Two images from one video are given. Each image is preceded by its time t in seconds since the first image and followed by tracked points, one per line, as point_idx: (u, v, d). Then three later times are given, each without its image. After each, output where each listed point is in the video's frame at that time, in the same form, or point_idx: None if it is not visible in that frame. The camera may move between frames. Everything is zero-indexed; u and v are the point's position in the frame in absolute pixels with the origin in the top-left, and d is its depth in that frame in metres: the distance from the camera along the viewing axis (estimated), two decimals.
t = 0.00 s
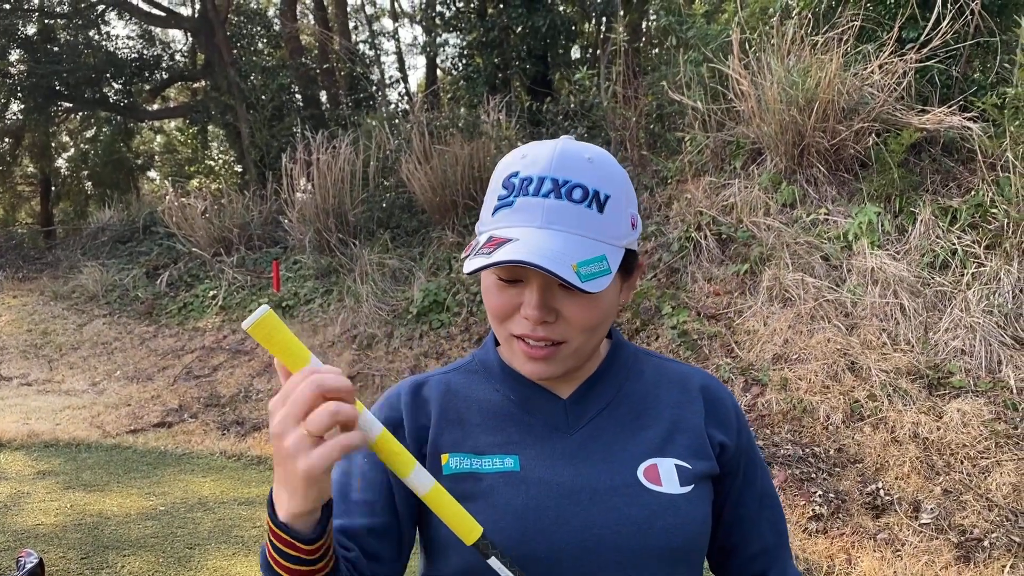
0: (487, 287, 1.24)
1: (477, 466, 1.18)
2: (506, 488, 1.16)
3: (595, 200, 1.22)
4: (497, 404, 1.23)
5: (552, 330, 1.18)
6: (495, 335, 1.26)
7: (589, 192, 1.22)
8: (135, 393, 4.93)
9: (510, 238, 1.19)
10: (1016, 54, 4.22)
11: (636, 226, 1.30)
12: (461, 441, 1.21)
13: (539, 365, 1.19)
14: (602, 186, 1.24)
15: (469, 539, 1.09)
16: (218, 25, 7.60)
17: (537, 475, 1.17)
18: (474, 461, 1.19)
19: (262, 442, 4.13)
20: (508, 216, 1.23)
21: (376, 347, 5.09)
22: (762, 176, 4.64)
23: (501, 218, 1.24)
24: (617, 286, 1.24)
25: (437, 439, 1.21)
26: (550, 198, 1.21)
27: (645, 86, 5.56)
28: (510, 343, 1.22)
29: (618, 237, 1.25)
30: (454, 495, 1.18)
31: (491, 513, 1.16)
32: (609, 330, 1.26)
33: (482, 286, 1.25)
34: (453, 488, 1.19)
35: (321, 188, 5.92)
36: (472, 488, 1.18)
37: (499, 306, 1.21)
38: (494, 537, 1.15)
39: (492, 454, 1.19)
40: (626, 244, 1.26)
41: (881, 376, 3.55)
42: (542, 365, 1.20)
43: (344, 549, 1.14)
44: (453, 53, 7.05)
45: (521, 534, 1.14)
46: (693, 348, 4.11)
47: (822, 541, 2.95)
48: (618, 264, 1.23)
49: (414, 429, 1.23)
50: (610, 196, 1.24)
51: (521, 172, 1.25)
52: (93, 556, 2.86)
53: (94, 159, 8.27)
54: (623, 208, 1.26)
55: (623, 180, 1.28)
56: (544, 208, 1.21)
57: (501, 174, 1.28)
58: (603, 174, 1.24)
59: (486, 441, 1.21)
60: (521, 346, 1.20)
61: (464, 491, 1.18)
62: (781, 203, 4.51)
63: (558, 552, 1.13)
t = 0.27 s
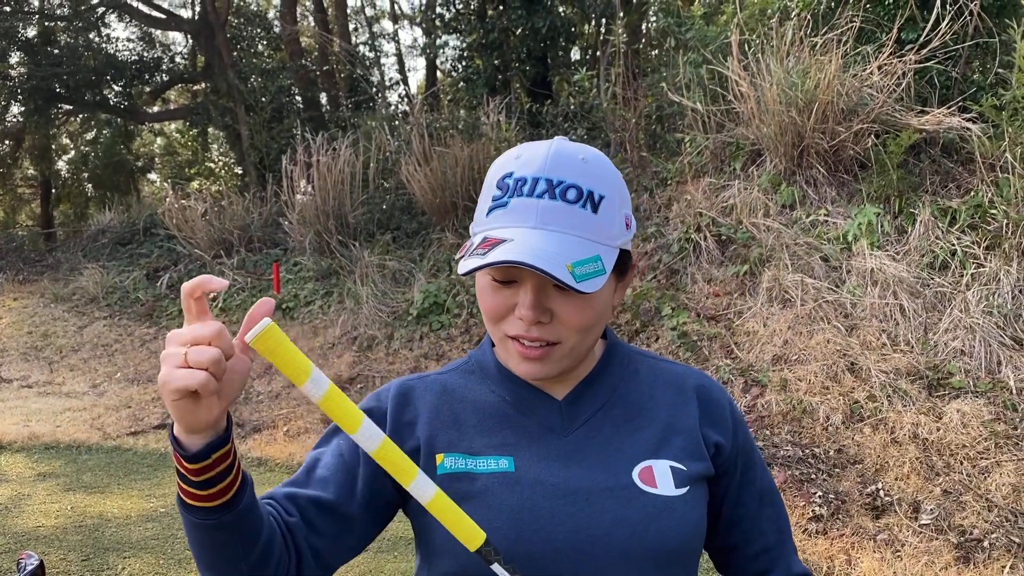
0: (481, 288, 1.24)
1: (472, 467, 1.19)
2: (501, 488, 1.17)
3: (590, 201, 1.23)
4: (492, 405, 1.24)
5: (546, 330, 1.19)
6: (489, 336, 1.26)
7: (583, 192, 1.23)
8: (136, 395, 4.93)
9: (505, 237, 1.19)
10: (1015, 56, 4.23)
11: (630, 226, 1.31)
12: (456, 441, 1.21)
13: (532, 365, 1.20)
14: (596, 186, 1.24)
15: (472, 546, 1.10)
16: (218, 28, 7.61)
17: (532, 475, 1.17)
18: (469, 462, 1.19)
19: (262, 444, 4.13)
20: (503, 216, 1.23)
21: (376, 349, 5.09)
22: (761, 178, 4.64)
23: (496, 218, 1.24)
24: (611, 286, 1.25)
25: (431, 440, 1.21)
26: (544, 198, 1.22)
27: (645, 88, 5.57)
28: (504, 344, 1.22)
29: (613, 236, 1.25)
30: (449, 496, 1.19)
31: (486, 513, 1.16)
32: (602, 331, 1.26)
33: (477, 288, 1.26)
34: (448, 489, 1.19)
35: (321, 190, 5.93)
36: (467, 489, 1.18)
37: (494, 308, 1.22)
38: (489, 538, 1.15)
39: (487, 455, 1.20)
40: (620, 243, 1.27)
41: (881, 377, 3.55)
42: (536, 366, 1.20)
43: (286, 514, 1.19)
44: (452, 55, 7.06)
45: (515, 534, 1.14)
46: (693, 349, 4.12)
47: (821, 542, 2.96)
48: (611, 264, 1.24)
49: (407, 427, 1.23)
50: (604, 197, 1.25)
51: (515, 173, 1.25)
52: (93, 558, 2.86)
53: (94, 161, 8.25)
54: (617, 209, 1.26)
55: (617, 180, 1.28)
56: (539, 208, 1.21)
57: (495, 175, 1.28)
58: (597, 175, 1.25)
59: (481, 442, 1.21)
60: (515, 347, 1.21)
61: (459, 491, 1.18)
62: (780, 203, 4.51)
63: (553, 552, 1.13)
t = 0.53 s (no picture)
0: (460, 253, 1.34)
1: (461, 476, 1.19)
2: (489, 498, 1.17)
3: (556, 163, 1.28)
4: (482, 413, 1.25)
5: (490, 278, 1.21)
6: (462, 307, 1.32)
7: (553, 157, 1.29)
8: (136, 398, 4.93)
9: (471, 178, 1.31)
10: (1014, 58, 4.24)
11: (607, 212, 1.30)
12: (446, 449, 1.22)
13: (480, 322, 1.22)
14: (569, 157, 1.29)
15: None
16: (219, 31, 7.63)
17: (521, 485, 1.17)
18: (458, 471, 1.20)
19: (263, 447, 4.13)
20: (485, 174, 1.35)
21: (377, 352, 5.10)
22: (761, 180, 4.65)
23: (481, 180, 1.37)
24: (570, 255, 1.25)
25: (421, 448, 1.22)
26: (515, 156, 1.31)
27: (645, 90, 5.58)
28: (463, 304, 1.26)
29: (576, 204, 1.26)
30: (438, 505, 1.19)
31: (474, 523, 1.16)
32: (562, 305, 1.25)
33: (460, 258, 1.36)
34: (437, 498, 1.19)
35: (322, 193, 5.95)
36: (456, 498, 1.18)
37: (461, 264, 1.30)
38: (475, 548, 1.15)
39: (476, 465, 1.20)
40: (583, 214, 1.26)
41: (881, 380, 3.56)
42: (482, 319, 1.21)
43: (269, 519, 1.20)
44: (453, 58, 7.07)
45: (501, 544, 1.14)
46: (693, 351, 4.13)
47: (821, 545, 2.96)
48: (564, 224, 1.23)
49: (398, 435, 1.25)
50: (574, 166, 1.28)
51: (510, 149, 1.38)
52: (93, 561, 2.87)
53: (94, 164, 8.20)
54: (587, 181, 1.28)
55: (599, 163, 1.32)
56: (508, 162, 1.30)
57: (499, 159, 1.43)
58: (574, 150, 1.30)
59: (471, 451, 1.22)
60: (467, 302, 1.24)
61: (448, 501, 1.19)
62: (780, 206, 4.52)
63: (541, 563, 1.13)
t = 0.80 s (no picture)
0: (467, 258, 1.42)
1: (446, 475, 1.21)
2: (471, 499, 1.18)
3: (534, 160, 1.30)
4: (476, 415, 1.26)
5: (462, 270, 1.28)
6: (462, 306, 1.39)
7: (534, 155, 1.32)
8: (137, 402, 4.94)
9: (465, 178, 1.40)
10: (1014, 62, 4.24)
11: (585, 208, 1.28)
12: (435, 448, 1.24)
13: (455, 314, 1.27)
14: (550, 155, 1.31)
15: None
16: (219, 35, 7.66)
17: (503, 488, 1.18)
18: (443, 469, 1.21)
19: (264, 450, 4.13)
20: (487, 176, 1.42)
21: (377, 355, 5.11)
22: (761, 183, 4.65)
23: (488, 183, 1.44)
24: (541, 249, 1.26)
25: (410, 445, 1.24)
26: (505, 156, 1.36)
27: (645, 94, 5.59)
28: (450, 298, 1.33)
29: (545, 198, 1.27)
30: (421, 502, 1.21)
31: (452, 522, 1.18)
32: (530, 297, 1.26)
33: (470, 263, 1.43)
34: (420, 494, 1.21)
35: (323, 196, 5.96)
36: (437, 496, 1.20)
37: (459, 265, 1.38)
38: (451, 547, 1.16)
39: (462, 464, 1.21)
40: (550, 206, 1.26)
41: (881, 383, 3.56)
42: (454, 309, 1.28)
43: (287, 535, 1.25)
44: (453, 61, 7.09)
45: (478, 545, 1.15)
46: (694, 355, 4.13)
47: (822, 547, 2.96)
48: (521, 214, 1.26)
49: (396, 435, 1.28)
50: (551, 163, 1.29)
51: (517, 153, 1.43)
52: (94, 565, 2.87)
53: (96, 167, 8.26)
54: (562, 177, 1.28)
55: (583, 162, 1.31)
56: (496, 161, 1.36)
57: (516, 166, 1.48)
58: (557, 150, 1.32)
59: (459, 451, 1.23)
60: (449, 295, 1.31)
61: (430, 498, 1.20)
62: (780, 209, 4.52)
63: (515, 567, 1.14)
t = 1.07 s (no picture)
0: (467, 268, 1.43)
1: (439, 483, 1.22)
2: (464, 508, 1.19)
3: (531, 170, 1.31)
4: (471, 423, 1.27)
5: (460, 283, 1.28)
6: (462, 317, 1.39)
7: (531, 164, 1.32)
8: (138, 406, 4.94)
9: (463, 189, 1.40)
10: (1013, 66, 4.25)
11: (582, 217, 1.28)
12: (430, 456, 1.25)
13: (454, 326, 1.28)
14: (547, 164, 1.31)
15: None
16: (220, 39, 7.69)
17: (495, 498, 1.19)
18: (436, 477, 1.22)
19: (264, 454, 4.13)
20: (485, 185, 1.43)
21: (378, 358, 5.11)
22: (762, 187, 4.66)
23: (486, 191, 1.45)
24: (538, 261, 1.27)
25: (405, 453, 1.26)
26: (503, 166, 1.37)
27: (646, 98, 5.60)
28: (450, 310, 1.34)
29: (542, 208, 1.27)
30: (415, 510, 1.23)
31: (444, 530, 1.19)
32: (527, 309, 1.26)
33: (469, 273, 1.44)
34: (413, 502, 1.23)
35: (324, 200, 5.97)
36: (430, 504, 1.21)
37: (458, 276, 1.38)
38: (441, 555, 1.18)
39: (455, 472, 1.23)
40: (548, 217, 1.26)
41: (882, 387, 3.56)
42: (452, 321, 1.28)
43: (291, 545, 1.29)
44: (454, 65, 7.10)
45: (468, 554, 1.17)
46: (694, 359, 4.13)
47: (823, 551, 2.95)
48: (519, 225, 1.26)
49: (393, 442, 1.29)
50: (548, 173, 1.30)
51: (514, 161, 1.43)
52: (95, 570, 2.87)
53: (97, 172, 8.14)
54: (559, 187, 1.28)
55: (581, 171, 1.32)
56: (494, 172, 1.37)
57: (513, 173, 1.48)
58: (555, 159, 1.32)
59: (453, 459, 1.24)
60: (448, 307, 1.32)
61: (423, 506, 1.22)
62: (781, 212, 4.53)
63: None
